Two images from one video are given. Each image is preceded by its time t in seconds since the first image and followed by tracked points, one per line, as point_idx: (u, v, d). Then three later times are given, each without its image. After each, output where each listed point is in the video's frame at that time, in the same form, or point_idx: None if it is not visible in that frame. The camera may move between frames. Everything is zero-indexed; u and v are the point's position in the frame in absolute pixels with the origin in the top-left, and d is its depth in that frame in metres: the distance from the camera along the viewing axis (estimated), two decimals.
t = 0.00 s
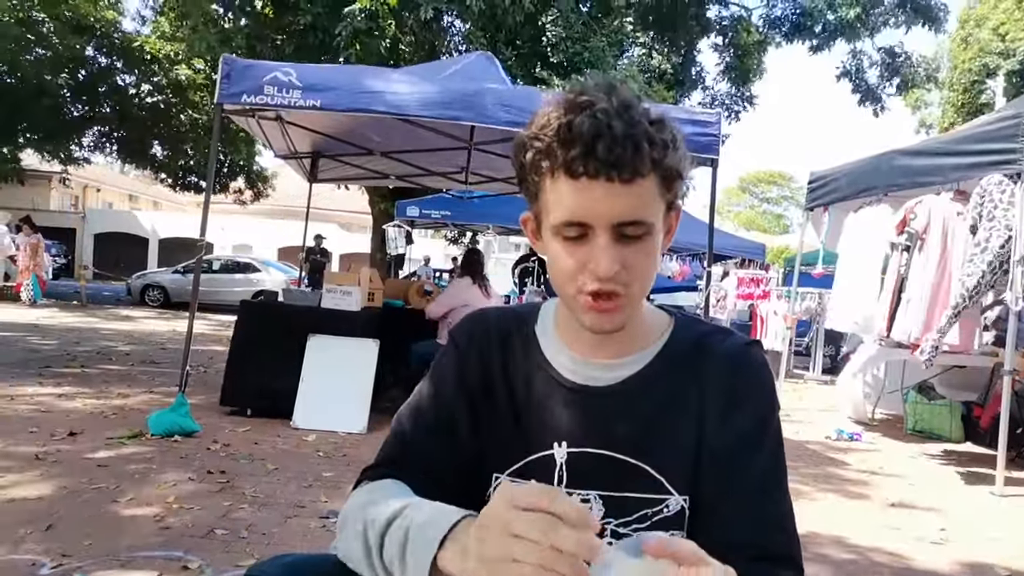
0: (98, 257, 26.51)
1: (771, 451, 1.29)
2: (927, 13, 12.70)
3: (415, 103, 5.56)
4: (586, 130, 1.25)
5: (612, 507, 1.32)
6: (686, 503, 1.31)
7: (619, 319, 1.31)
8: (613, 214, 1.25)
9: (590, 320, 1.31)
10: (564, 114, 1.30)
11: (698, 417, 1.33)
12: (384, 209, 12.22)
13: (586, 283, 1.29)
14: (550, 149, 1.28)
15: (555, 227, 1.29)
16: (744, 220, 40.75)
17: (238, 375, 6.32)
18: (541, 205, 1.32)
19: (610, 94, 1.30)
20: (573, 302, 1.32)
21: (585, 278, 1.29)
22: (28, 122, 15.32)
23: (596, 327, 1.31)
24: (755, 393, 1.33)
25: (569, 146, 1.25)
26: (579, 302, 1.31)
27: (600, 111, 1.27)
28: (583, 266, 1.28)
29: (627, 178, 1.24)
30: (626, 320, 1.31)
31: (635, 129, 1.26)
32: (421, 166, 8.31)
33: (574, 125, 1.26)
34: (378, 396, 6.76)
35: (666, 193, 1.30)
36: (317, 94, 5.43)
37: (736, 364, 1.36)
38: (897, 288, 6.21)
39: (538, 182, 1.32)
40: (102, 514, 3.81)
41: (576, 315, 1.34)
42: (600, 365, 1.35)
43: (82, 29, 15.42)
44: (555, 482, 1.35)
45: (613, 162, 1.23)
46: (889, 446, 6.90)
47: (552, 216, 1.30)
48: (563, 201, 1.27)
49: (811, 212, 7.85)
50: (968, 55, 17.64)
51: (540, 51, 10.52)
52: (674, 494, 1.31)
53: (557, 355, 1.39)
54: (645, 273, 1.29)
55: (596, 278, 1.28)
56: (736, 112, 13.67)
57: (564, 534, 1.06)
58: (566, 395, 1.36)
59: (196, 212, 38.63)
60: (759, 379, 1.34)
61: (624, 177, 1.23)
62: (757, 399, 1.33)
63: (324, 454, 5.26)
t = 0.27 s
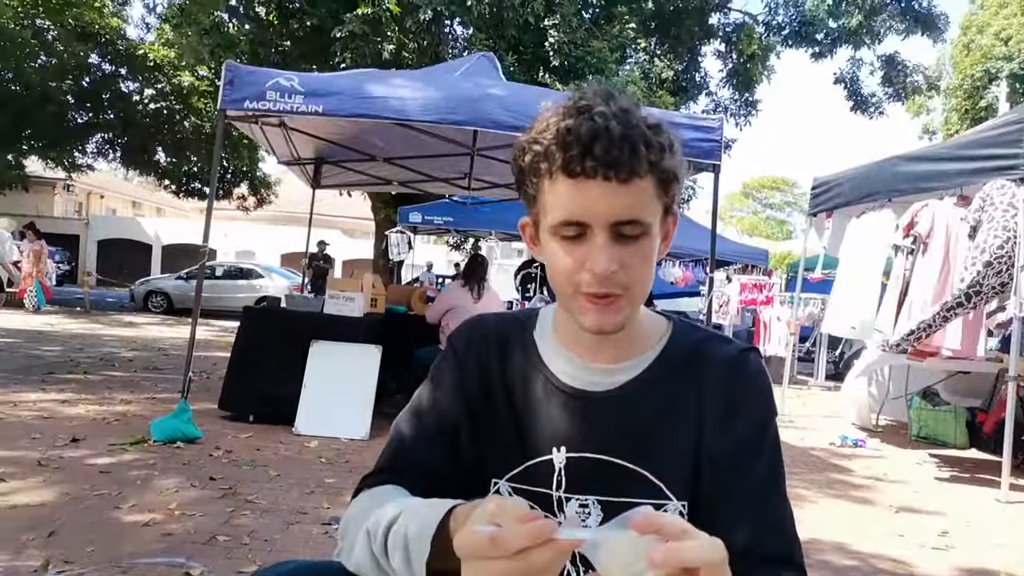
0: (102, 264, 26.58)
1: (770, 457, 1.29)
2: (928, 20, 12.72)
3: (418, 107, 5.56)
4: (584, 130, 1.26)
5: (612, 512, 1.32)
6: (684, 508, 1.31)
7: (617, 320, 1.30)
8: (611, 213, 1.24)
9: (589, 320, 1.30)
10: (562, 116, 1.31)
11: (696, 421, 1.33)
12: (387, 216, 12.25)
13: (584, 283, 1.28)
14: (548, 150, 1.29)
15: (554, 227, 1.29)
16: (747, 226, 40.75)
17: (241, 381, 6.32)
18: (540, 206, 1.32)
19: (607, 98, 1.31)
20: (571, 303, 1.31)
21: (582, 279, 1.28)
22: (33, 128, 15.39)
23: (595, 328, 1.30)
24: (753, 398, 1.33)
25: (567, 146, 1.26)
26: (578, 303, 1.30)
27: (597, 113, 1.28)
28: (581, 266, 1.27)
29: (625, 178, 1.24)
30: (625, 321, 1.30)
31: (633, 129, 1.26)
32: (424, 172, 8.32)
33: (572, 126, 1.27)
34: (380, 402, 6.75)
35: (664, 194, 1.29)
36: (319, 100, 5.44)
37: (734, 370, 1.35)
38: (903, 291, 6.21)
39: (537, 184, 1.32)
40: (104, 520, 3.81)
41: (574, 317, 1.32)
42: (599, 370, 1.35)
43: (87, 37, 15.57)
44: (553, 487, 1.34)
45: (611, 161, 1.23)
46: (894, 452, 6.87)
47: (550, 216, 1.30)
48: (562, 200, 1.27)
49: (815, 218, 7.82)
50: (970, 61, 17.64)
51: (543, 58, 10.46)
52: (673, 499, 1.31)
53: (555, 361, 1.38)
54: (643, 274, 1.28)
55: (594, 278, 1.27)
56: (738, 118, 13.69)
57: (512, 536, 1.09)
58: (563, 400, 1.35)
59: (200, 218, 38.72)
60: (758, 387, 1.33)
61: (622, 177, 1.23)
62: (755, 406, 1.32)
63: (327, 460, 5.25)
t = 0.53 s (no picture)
0: (105, 269, 26.62)
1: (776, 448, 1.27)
2: (930, 27, 12.75)
3: (423, 113, 5.57)
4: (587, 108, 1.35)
5: (615, 513, 1.32)
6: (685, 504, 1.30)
7: (614, 287, 1.33)
8: (612, 180, 1.30)
9: (587, 286, 1.32)
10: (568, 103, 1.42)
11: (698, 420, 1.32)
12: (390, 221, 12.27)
13: (582, 248, 1.31)
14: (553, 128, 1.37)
15: (556, 198, 1.34)
16: (750, 231, 40.75)
17: (243, 385, 6.32)
18: (543, 181, 1.38)
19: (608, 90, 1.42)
20: (570, 272, 1.34)
21: (580, 244, 1.31)
22: (38, 133, 15.45)
23: (593, 293, 1.33)
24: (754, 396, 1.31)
25: (572, 121, 1.34)
26: (575, 270, 1.33)
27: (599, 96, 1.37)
28: (581, 229, 1.31)
29: (625, 148, 1.31)
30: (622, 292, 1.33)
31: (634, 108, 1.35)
32: (427, 178, 8.34)
33: (575, 105, 1.36)
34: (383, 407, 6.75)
35: (661, 173, 1.36)
36: (322, 105, 5.45)
37: (735, 365, 1.35)
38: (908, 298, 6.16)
39: (541, 160, 1.39)
40: (106, 525, 3.80)
41: (572, 288, 1.35)
42: (598, 362, 1.38)
43: (91, 43, 15.61)
44: (555, 489, 1.34)
45: (611, 131, 1.31)
46: (898, 458, 6.85)
47: (552, 188, 1.35)
48: (565, 170, 1.33)
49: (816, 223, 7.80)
50: (973, 66, 17.66)
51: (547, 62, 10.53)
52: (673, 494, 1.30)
53: (552, 360, 1.39)
54: (638, 244, 1.31)
55: (593, 242, 1.30)
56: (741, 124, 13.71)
57: (510, 419, 1.13)
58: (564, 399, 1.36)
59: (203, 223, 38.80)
60: (756, 382, 1.33)
61: (623, 147, 1.31)
62: (760, 400, 1.31)
63: (329, 465, 5.25)
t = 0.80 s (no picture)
0: (107, 273, 26.62)
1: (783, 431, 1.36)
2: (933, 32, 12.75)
3: (427, 117, 5.56)
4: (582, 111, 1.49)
5: (628, 496, 1.38)
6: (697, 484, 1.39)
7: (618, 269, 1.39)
8: (610, 169, 1.41)
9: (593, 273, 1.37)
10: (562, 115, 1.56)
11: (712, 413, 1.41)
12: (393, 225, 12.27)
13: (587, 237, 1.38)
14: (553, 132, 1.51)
15: (559, 190, 1.44)
16: (753, 235, 40.67)
17: (245, 390, 6.31)
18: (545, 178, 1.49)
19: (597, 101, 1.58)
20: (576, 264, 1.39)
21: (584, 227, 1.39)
22: (41, 138, 15.47)
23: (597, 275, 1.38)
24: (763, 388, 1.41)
25: (569, 122, 1.47)
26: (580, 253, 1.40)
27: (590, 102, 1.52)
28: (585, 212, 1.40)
29: (618, 142, 1.44)
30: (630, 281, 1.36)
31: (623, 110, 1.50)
32: (430, 182, 8.34)
33: (568, 110, 1.50)
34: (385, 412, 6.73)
35: (654, 167, 1.48)
36: (325, 109, 5.44)
37: (731, 350, 1.49)
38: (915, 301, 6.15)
39: (543, 162, 1.50)
40: (108, 530, 3.79)
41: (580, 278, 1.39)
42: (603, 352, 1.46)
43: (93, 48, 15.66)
44: (569, 475, 1.39)
45: (605, 127, 1.45)
46: (903, 463, 6.82)
47: (554, 183, 1.45)
48: (566, 162, 1.44)
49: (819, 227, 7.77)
50: (976, 71, 17.62)
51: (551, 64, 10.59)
52: (684, 476, 1.39)
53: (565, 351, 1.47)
54: (638, 224, 1.39)
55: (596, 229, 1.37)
56: (744, 129, 13.70)
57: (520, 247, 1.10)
58: (581, 388, 1.44)
59: (205, 228, 38.82)
60: (757, 362, 1.46)
61: (615, 139, 1.44)
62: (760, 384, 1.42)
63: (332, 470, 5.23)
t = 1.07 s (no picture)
0: (110, 276, 26.67)
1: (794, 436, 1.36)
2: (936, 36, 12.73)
3: (431, 122, 5.57)
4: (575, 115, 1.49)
5: (631, 491, 1.40)
6: (704, 482, 1.40)
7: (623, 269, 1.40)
8: (608, 171, 1.43)
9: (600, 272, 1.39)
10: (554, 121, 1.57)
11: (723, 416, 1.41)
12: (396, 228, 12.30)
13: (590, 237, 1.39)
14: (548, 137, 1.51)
15: (560, 194, 1.44)
16: (756, 239, 40.65)
17: (247, 393, 6.31)
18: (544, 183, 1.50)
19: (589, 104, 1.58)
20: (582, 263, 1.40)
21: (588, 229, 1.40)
22: (45, 142, 15.49)
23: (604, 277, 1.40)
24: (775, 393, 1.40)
25: (565, 127, 1.48)
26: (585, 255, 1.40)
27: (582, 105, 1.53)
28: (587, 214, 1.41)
29: (613, 142, 1.45)
30: (634, 270, 1.41)
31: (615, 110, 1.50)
32: (432, 186, 8.35)
33: (561, 116, 1.51)
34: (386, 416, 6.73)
35: (650, 164, 1.49)
36: (328, 114, 5.45)
37: (733, 349, 1.49)
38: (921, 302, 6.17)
39: (542, 168, 1.51)
40: (109, 534, 3.78)
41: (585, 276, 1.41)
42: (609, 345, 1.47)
43: (97, 51, 15.63)
44: (573, 468, 1.41)
45: (600, 128, 1.45)
46: (907, 467, 6.80)
47: (554, 185, 1.46)
48: (565, 166, 1.45)
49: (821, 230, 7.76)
50: (980, 75, 17.59)
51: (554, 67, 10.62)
52: (691, 474, 1.40)
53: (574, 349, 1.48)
54: (638, 222, 1.41)
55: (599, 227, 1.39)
56: (747, 132, 13.68)
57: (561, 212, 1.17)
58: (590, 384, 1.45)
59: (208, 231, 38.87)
60: (762, 362, 1.46)
61: (610, 140, 1.45)
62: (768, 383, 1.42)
63: (333, 474, 5.22)
